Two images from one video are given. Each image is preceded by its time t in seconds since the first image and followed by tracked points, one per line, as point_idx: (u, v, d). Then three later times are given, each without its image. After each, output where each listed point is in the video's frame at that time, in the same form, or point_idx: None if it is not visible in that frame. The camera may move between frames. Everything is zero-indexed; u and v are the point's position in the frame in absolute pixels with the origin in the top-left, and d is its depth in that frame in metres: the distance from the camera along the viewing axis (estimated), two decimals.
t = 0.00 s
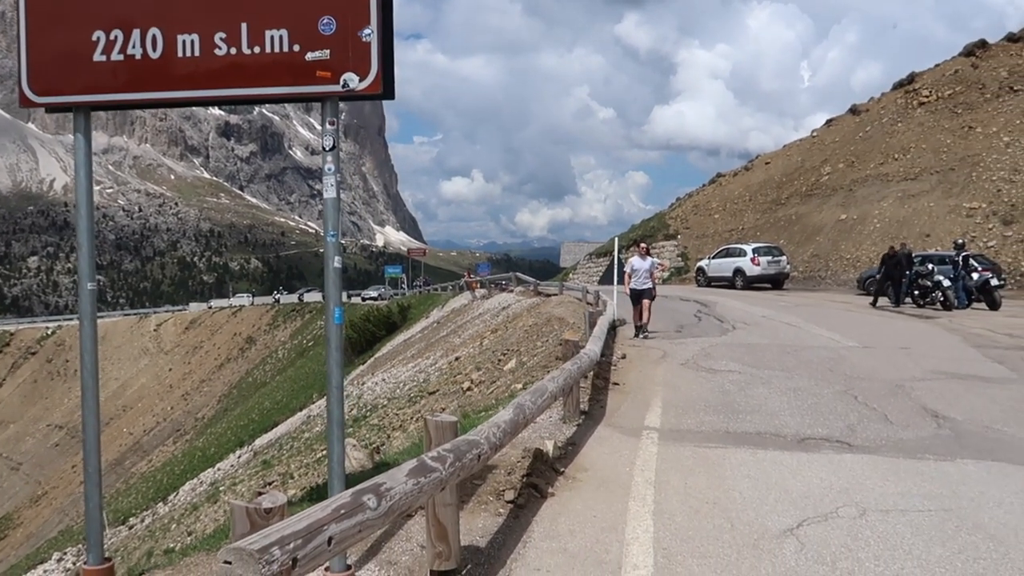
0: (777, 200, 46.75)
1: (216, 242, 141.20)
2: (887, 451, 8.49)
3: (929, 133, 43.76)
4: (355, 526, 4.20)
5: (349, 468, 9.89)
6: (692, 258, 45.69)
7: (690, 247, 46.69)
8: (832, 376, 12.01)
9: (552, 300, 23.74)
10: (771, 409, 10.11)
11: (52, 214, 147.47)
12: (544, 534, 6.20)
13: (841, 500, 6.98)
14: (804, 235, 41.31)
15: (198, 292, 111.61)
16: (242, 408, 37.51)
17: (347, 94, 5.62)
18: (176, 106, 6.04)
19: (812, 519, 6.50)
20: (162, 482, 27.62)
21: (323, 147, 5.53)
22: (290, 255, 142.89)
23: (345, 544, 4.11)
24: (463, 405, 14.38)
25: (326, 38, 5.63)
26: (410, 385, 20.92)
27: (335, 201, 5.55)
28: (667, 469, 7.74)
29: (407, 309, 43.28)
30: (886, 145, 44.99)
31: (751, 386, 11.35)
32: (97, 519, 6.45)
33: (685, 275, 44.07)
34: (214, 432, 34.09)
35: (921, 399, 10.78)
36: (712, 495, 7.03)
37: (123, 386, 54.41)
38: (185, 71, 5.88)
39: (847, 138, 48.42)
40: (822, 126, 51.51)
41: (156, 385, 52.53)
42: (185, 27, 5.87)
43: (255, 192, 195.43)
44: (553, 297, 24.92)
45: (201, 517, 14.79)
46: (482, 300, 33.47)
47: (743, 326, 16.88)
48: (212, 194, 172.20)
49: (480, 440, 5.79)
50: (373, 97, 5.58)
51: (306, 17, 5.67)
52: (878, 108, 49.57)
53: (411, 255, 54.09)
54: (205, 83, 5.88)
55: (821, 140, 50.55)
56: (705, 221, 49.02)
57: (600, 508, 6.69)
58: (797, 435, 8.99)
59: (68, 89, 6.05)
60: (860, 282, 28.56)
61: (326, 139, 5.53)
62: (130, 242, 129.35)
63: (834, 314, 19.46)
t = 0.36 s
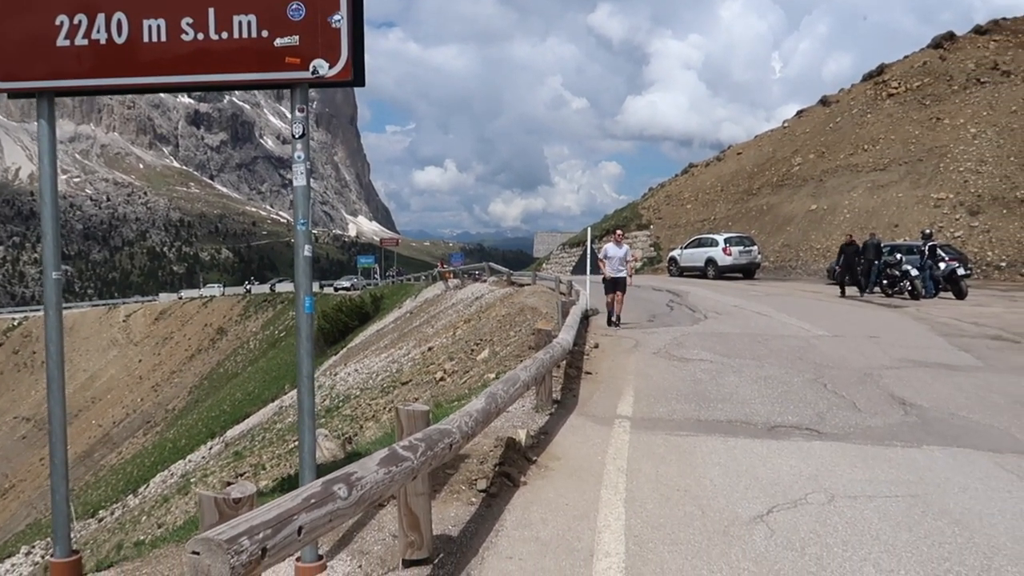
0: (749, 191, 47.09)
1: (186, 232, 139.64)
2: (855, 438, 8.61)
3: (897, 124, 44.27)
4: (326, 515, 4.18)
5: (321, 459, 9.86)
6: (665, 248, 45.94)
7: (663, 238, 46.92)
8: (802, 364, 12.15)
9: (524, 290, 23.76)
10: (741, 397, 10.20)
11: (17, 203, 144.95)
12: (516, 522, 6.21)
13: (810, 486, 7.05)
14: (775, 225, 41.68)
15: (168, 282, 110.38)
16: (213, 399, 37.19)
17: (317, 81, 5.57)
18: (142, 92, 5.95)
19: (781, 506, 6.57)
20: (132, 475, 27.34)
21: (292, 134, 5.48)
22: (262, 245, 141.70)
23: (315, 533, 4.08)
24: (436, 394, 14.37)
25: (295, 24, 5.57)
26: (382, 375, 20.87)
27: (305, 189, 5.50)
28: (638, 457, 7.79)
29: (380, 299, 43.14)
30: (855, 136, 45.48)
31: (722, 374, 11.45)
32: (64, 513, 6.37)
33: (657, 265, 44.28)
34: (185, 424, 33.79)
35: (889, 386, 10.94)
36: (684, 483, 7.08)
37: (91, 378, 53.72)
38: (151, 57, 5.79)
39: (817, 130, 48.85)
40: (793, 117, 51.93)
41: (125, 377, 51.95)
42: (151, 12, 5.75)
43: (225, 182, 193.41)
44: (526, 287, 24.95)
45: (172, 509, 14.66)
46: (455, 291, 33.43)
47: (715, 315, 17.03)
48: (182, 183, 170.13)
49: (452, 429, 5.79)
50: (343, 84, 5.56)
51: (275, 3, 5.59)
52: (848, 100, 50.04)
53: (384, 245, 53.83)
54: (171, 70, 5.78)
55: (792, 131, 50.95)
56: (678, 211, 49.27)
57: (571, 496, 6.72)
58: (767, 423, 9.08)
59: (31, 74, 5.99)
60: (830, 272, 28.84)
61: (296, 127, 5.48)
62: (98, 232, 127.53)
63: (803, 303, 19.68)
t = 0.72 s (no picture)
0: (723, 182, 47.36)
1: (158, 223, 138.05)
2: (826, 426, 8.70)
3: (870, 116, 44.68)
4: (298, 506, 4.15)
5: (295, 451, 9.83)
6: (640, 239, 46.07)
7: (638, 228, 47.08)
8: (776, 354, 12.24)
9: (500, 280, 23.74)
10: (715, 387, 10.27)
11: None
12: (490, 512, 6.21)
13: (782, 474, 7.12)
14: (749, 216, 41.96)
15: (140, 274, 109.15)
16: (186, 391, 36.88)
17: (288, 69, 5.53)
18: (110, 79, 5.84)
19: (754, 494, 6.62)
20: (104, 468, 27.07)
21: (264, 123, 5.44)
22: (236, 236, 140.50)
23: (288, 524, 4.06)
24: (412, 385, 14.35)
25: (266, 11, 5.51)
26: (357, 366, 20.80)
27: (277, 178, 5.46)
28: (613, 446, 7.82)
29: (355, 290, 42.96)
30: (828, 127, 45.84)
31: (696, 364, 11.52)
32: (33, 506, 6.35)
33: (632, 256, 44.44)
34: (158, 416, 33.49)
35: (860, 375, 11.07)
36: (658, 471, 7.11)
37: (61, 370, 53.08)
38: (119, 44, 5.69)
39: (790, 121, 49.17)
40: (767, 108, 52.24)
41: (96, 369, 51.33)
42: None
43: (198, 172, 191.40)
44: (502, 278, 24.93)
45: (145, 502, 14.54)
46: (430, 281, 33.36)
47: (689, 305, 17.13)
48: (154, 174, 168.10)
49: (426, 420, 5.77)
50: (315, 72, 5.53)
51: None
52: (821, 91, 50.42)
53: (359, 235, 53.55)
54: (139, 57, 5.68)
55: (766, 122, 51.23)
56: (653, 202, 49.46)
57: (547, 486, 6.73)
58: (740, 412, 9.15)
59: None
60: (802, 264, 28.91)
61: (267, 115, 5.44)
62: (68, 223, 125.74)
63: (777, 293, 19.84)
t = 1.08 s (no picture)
0: (701, 174, 47.57)
1: (133, 215, 136.58)
2: (803, 417, 8.78)
3: (846, 109, 45.01)
4: (274, 499, 4.13)
5: (272, 445, 9.79)
6: (619, 232, 46.20)
7: (617, 221, 47.18)
8: (753, 346, 12.31)
9: (479, 273, 23.71)
10: (693, 378, 10.33)
11: None
12: (469, 504, 6.21)
13: (758, 465, 7.18)
14: (727, 208, 42.18)
15: (115, 267, 108.00)
16: (163, 385, 36.58)
17: (263, 60, 5.51)
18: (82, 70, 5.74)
19: (731, 484, 6.66)
20: (79, 462, 26.80)
21: (239, 114, 5.40)
22: (213, 228, 139.32)
23: (264, 518, 4.03)
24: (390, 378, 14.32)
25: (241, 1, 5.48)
26: (336, 359, 20.72)
27: (253, 170, 5.42)
28: (591, 438, 7.84)
29: (333, 283, 42.78)
30: (805, 120, 46.14)
31: (674, 355, 11.58)
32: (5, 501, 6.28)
33: (611, 248, 44.54)
34: (134, 410, 33.18)
35: (836, 366, 11.17)
36: (635, 463, 7.14)
37: (35, 364, 52.44)
38: (92, 33, 5.59)
39: (768, 114, 49.41)
40: (745, 101, 52.49)
41: (71, 363, 50.83)
42: None
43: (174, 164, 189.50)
44: (481, 270, 24.90)
45: (121, 496, 14.42)
46: (409, 274, 33.28)
47: (667, 297, 17.20)
48: (128, 165, 166.21)
49: (404, 412, 5.75)
50: (291, 63, 5.52)
51: None
52: (798, 84, 50.73)
53: (337, 228, 53.28)
54: (113, 47, 5.59)
55: (744, 115, 51.45)
56: (632, 194, 49.60)
57: (525, 478, 6.74)
58: (717, 403, 9.20)
59: None
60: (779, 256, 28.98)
61: (243, 106, 5.40)
62: (41, 215, 124.12)
63: (754, 285, 19.97)
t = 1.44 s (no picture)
0: (680, 168, 47.76)
1: (109, 209, 135.18)
2: (779, 409, 8.85)
3: (823, 104, 45.33)
4: (251, 494, 4.11)
5: (250, 440, 9.75)
6: (599, 225, 46.33)
7: (596, 215, 47.29)
8: (731, 339, 12.38)
9: (459, 267, 23.69)
10: (671, 371, 10.39)
11: None
12: (447, 498, 6.21)
13: (735, 457, 7.23)
14: (705, 202, 42.39)
15: (91, 262, 106.90)
16: (140, 380, 36.29)
17: (239, 53, 5.47)
18: (53, 63, 5.63)
19: (708, 477, 6.71)
20: (55, 459, 26.54)
21: (215, 108, 5.35)
22: (190, 223, 138.20)
23: (241, 513, 4.01)
24: (370, 373, 14.31)
25: None
26: (315, 354, 20.64)
27: (229, 163, 5.38)
28: (569, 431, 7.86)
29: (312, 278, 42.60)
30: (783, 115, 46.43)
31: (653, 349, 11.63)
32: None
33: (590, 242, 44.65)
34: (111, 406, 32.89)
35: (813, 359, 11.28)
36: (614, 456, 7.17)
37: (10, 361, 51.86)
38: (65, 25, 5.48)
39: (746, 109, 49.67)
40: (723, 96, 52.73)
41: (46, 359, 50.31)
42: None
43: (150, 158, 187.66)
44: (460, 265, 24.88)
45: (97, 493, 14.29)
46: (388, 268, 33.20)
47: (646, 291, 17.28)
48: (104, 159, 164.39)
49: (382, 407, 5.75)
50: (268, 56, 5.49)
51: None
52: (776, 79, 51.02)
53: (316, 222, 53.03)
54: (86, 39, 5.50)
55: (722, 109, 51.69)
56: (611, 188, 49.72)
57: (503, 472, 6.75)
58: (696, 396, 9.26)
59: None
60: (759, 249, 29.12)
61: (219, 99, 5.36)
62: (15, 209, 122.57)
63: (732, 279, 20.09)
